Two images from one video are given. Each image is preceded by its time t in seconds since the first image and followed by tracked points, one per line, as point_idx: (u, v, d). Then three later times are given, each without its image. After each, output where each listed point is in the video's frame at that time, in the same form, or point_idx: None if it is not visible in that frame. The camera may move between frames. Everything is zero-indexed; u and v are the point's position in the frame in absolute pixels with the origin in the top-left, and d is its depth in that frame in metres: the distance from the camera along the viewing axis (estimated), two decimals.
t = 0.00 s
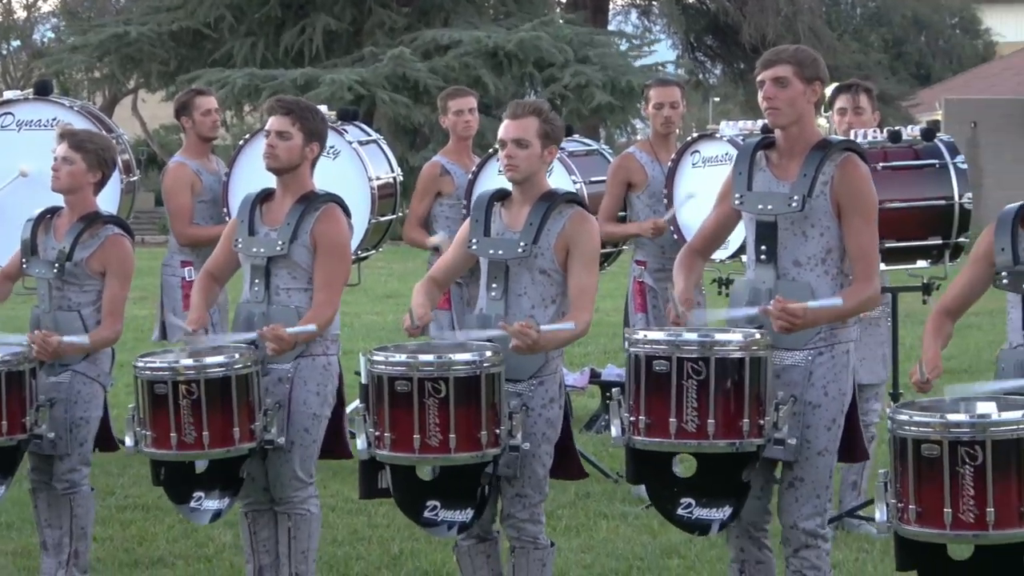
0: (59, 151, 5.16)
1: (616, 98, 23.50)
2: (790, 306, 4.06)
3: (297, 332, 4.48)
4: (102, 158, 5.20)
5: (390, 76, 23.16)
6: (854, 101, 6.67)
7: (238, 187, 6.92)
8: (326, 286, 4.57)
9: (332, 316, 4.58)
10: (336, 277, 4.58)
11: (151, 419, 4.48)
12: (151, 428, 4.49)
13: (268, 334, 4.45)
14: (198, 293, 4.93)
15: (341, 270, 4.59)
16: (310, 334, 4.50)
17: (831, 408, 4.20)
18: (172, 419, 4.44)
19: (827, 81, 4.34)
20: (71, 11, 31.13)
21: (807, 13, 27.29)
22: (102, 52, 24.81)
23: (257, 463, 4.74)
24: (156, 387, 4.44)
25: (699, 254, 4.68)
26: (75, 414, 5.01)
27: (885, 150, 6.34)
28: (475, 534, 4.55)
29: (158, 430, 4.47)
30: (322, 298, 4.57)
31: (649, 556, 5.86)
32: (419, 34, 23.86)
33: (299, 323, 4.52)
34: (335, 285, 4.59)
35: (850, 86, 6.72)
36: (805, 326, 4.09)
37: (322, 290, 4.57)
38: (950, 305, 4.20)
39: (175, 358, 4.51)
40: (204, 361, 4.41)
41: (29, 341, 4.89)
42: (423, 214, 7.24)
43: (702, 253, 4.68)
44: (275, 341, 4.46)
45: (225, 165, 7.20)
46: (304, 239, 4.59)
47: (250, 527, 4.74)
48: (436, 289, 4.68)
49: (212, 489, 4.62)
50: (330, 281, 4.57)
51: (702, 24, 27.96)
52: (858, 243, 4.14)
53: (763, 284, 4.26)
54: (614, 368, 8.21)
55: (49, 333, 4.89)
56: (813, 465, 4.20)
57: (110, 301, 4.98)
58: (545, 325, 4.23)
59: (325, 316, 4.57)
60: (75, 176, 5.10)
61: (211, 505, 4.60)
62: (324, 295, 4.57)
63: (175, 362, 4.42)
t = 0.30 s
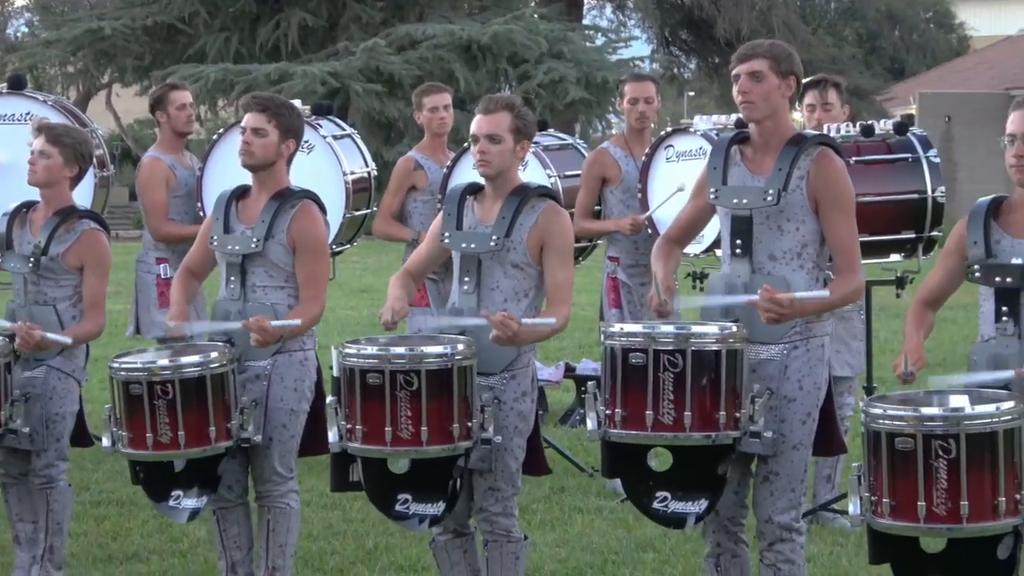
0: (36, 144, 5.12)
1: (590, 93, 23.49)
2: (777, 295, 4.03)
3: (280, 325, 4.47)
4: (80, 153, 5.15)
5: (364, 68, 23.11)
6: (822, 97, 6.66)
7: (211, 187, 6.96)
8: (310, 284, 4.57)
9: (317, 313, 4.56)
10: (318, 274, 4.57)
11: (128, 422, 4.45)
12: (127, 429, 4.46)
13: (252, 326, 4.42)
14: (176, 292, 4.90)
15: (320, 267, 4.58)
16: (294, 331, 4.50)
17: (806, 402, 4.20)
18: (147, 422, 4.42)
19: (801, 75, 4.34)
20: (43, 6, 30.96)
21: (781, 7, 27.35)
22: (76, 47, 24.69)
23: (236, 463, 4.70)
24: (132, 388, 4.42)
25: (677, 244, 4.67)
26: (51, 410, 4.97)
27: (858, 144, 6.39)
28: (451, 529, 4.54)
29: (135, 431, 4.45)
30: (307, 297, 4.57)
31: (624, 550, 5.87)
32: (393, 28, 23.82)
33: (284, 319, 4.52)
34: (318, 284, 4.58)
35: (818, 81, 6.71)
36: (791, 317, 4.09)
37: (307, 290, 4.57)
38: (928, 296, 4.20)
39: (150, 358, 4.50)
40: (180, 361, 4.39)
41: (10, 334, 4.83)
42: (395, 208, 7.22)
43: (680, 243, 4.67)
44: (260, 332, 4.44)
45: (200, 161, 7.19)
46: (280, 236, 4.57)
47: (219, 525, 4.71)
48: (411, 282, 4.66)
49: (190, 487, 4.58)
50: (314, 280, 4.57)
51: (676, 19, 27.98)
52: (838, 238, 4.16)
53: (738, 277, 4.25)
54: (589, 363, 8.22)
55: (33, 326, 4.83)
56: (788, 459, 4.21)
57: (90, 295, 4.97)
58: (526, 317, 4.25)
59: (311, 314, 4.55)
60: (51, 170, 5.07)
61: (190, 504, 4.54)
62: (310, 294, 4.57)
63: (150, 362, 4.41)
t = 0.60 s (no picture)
0: (10, 138, 5.10)
1: (567, 86, 23.47)
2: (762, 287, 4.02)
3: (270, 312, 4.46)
4: (54, 149, 5.14)
5: (340, 62, 23.05)
6: (796, 91, 6.70)
7: (188, 175, 6.88)
8: (293, 273, 4.60)
9: (305, 298, 4.59)
10: (298, 262, 4.59)
11: (100, 410, 4.45)
12: (99, 419, 4.45)
13: (240, 308, 4.41)
14: (146, 272, 4.89)
15: (300, 256, 4.60)
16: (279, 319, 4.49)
17: (777, 395, 4.22)
18: (120, 411, 4.41)
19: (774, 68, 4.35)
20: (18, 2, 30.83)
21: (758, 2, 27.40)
22: (52, 41, 24.60)
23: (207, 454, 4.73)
24: (105, 376, 4.41)
25: (650, 225, 4.67)
26: (24, 403, 4.96)
27: (834, 139, 6.41)
28: (428, 522, 4.56)
29: (107, 421, 4.44)
30: (291, 284, 4.60)
31: (600, 544, 5.89)
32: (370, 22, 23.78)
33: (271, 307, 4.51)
34: (301, 271, 4.61)
35: (789, 77, 6.76)
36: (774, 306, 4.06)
37: (291, 277, 4.60)
38: (901, 285, 4.21)
39: (124, 347, 4.49)
40: (153, 351, 4.39)
41: None
42: (373, 203, 7.24)
43: (653, 224, 4.67)
44: (247, 317, 4.42)
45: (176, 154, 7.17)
46: (254, 229, 4.57)
47: (199, 517, 4.71)
48: (384, 276, 4.66)
49: (161, 478, 4.62)
50: (296, 268, 4.60)
51: (653, 13, 27.78)
52: (815, 230, 4.18)
53: (710, 270, 4.27)
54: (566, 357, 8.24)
55: (16, 317, 4.79)
56: (759, 452, 4.22)
57: (71, 286, 4.97)
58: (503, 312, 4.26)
59: (301, 300, 4.58)
60: (24, 165, 5.05)
61: (159, 494, 4.60)
62: (294, 281, 4.60)
63: (124, 351, 4.40)
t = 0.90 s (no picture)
0: None
1: (552, 83, 23.33)
2: (754, 290, 4.04)
3: (256, 312, 4.46)
4: (34, 141, 5.09)
5: (324, 58, 22.92)
6: (779, 86, 6.69)
7: (173, 171, 6.87)
8: (281, 268, 4.59)
9: (295, 294, 4.58)
10: (286, 258, 4.59)
11: (87, 405, 4.43)
12: (87, 414, 4.44)
13: (228, 313, 4.42)
14: (146, 271, 4.87)
15: (288, 251, 4.59)
16: (272, 314, 4.49)
17: (763, 392, 4.21)
18: (109, 405, 4.40)
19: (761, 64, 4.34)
20: None
21: None
22: (37, 36, 24.55)
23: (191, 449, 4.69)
24: (93, 372, 4.40)
25: (646, 219, 4.69)
26: (8, 397, 4.94)
27: (821, 135, 6.42)
28: (418, 518, 4.57)
29: (95, 415, 4.43)
30: (280, 280, 4.60)
31: (587, 540, 5.89)
32: (355, 17, 23.73)
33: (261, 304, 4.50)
34: (290, 267, 4.61)
35: (774, 72, 6.75)
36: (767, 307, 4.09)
37: (278, 273, 4.59)
38: (893, 274, 4.22)
39: (111, 343, 4.48)
40: (141, 346, 4.37)
41: None
42: (359, 196, 7.18)
43: (649, 218, 4.69)
44: (236, 320, 4.43)
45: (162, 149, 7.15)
46: (241, 225, 4.55)
47: (185, 513, 4.69)
48: (385, 263, 4.67)
49: (147, 474, 4.62)
50: (284, 263, 4.59)
51: (639, 10, 27.75)
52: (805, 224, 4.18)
53: (698, 266, 4.25)
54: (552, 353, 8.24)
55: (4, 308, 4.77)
56: (744, 448, 4.21)
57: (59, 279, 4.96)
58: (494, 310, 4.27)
59: (291, 296, 4.57)
60: (6, 160, 5.00)
61: (146, 489, 4.59)
62: (283, 277, 4.60)
63: (112, 347, 4.39)
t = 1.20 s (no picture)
0: None
1: (554, 76, 23.41)
2: (757, 283, 4.03)
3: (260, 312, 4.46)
4: (36, 138, 5.07)
5: (326, 54, 22.99)
6: (786, 89, 6.74)
7: (174, 170, 6.90)
8: (283, 266, 4.57)
9: (297, 293, 4.56)
10: (289, 256, 4.57)
11: (89, 401, 4.43)
12: (89, 411, 4.44)
13: (231, 310, 4.41)
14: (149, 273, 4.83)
15: (290, 249, 4.58)
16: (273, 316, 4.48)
17: (771, 389, 4.20)
18: (110, 402, 4.40)
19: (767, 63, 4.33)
20: None
21: None
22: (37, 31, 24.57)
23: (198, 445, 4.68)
24: (94, 368, 4.39)
25: (655, 228, 4.66)
26: (12, 395, 4.93)
27: (823, 133, 6.44)
28: (413, 515, 4.54)
29: (96, 411, 4.42)
30: (282, 278, 4.57)
31: (588, 537, 5.89)
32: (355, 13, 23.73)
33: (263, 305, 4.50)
34: (292, 265, 4.59)
35: (781, 72, 6.76)
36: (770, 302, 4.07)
37: (281, 271, 4.57)
38: (907, 289, 4.19)
39: (112, 338, 4.47)
40: (143, 342, 4.37)
41: None
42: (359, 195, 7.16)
43: (658, 228, 4.66)
44: (238, 318, 4.42)
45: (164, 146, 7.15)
46: (245, 221, 4.54)
47: (180, 510, 4.67)
48: (391, 272, 4.65)
49: (151, 471, 4.57)
50: (287, 261, 4.57)
51: (639, 7, 27.76)
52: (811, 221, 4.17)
53: (704, 265, 4.26)
54: (553, 350, 8.23)
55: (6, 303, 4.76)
56: (753, 446, 4.20)
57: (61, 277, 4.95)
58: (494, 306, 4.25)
59: (292, 296, 4.55)
60: (8, 157, 4.99)
61: (150, 487, 4.54)
62: (286, 275, 4.57)
63: (113, 343, 4.38)
